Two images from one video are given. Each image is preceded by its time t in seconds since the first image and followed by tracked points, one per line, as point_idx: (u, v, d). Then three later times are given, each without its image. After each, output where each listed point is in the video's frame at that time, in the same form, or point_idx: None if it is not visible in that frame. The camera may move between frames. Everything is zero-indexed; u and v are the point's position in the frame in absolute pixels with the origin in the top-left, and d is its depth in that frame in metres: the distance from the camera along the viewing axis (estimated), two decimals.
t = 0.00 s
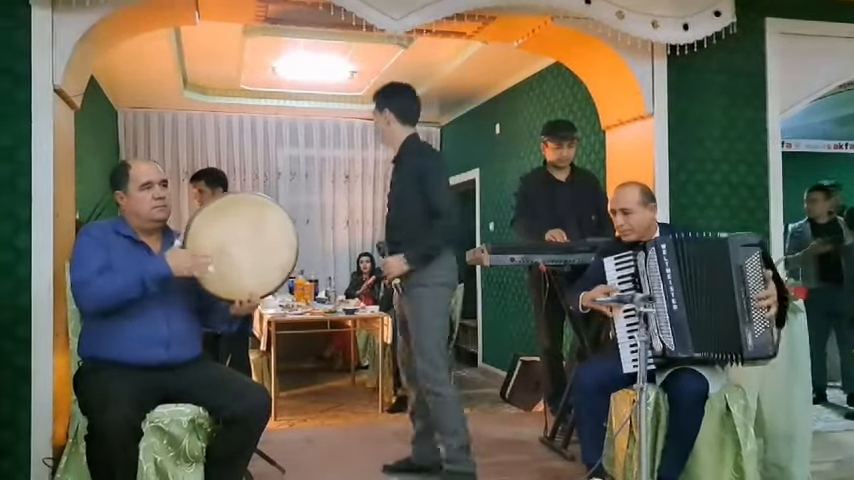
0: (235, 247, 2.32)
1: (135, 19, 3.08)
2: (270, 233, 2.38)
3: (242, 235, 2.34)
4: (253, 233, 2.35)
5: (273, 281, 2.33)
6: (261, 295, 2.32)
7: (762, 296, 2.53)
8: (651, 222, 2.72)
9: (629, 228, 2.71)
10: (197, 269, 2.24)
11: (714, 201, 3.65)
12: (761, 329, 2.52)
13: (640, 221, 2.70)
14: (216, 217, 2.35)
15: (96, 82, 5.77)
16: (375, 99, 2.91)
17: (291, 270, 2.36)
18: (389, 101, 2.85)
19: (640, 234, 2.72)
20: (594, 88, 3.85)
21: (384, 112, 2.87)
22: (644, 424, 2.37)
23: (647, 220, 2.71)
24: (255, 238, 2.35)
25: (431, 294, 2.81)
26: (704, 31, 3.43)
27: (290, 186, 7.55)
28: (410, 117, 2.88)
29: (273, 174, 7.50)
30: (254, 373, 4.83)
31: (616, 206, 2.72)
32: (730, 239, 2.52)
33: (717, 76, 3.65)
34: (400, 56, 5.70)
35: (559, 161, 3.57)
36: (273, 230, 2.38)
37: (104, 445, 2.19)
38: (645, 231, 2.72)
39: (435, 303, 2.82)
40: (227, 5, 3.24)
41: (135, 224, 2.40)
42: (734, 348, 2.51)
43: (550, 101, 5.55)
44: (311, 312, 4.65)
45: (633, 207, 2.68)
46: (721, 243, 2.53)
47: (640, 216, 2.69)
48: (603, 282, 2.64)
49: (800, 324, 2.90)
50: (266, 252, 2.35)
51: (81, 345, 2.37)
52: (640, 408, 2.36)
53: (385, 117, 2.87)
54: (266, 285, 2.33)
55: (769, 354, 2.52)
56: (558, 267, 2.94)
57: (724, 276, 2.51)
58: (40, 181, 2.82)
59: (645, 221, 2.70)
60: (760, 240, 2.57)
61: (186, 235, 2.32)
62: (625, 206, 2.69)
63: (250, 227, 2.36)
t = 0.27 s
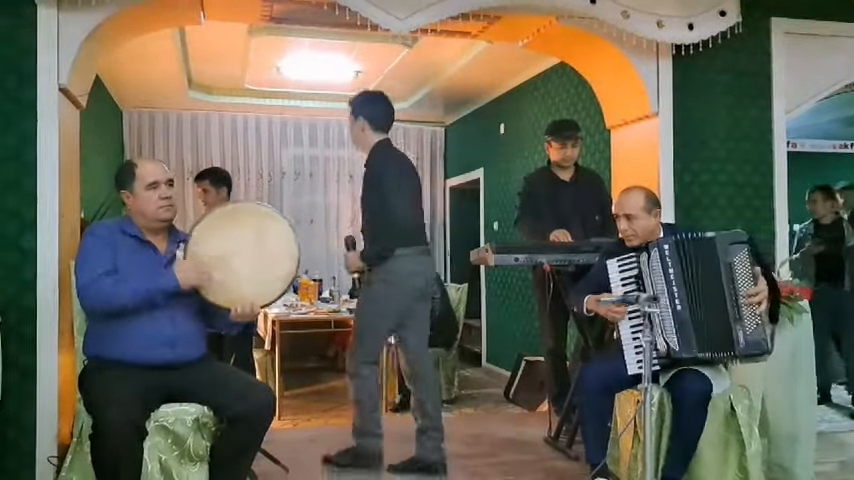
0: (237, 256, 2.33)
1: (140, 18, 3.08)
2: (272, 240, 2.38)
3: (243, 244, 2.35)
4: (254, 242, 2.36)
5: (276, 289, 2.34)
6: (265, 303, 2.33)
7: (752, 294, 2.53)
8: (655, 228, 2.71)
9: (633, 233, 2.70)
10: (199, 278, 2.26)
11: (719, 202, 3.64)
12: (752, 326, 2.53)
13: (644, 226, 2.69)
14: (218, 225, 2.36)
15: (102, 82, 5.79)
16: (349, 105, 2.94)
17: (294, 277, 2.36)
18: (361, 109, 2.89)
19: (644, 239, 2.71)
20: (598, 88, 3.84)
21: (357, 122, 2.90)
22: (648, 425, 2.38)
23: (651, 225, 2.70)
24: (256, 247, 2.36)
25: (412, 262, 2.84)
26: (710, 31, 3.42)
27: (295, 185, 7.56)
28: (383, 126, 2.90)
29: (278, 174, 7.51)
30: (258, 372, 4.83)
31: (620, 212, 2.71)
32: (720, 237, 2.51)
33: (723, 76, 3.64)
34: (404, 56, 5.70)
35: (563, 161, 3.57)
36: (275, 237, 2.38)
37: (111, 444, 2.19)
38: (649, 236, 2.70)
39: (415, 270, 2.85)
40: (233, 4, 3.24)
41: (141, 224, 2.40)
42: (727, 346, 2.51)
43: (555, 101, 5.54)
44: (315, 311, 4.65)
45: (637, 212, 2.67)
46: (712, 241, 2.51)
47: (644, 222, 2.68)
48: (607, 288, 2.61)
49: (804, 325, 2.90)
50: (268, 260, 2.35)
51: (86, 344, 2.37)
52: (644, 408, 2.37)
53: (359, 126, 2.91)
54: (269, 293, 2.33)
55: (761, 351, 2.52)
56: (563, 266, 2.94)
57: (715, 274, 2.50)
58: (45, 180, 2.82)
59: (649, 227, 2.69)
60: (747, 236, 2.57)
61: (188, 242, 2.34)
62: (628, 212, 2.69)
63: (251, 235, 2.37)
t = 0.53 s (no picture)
0: (248, 253, 2.34)
1: (147, 19, 3.09)
2: (282, 237, 2.38)
3: (254, 241, 2.36)
4: (265, 239, 2.36)
5: (288, 285, 2.35)
6: (277, 299, 2.34)
7: (751, 295, 2.51)
8: (661, 224, 2.71)
9: (638, 229, 2.70)
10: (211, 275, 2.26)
11: (726, 201, 3.63)
12: (749, 326, 2.51)
13: (650, 222, 2.69)
14: (229, 223, 2.37)
15: (108, 83, 5.82)
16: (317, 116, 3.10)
17: (305, 273, 2.37)
18: (328, 120, 3.04)
19: (649, 235, 2.71)
20: (604, 87, 3.83)
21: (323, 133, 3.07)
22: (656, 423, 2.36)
23: (657, 221, 2.70)
24: (267, 244, 2.36)
25: (371, 268, 2.98)
26: (716, 30, 3.41)
27: (301, 185, 7.57)
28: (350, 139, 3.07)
29: (283, 174, 7.52)
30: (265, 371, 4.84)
31: (626, 207, 2.72)
32: (723, 237, 2.50)
33: (729, 74, 3.63)
34: (410, 56, 5.71)
35: (569, 160, 3.57)
36: (286, 234, 2.39)
37: (120, 442, 2.20)
38: (655, 232, 2.71)
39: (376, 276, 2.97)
40: (240, 5, 3.25)
41: (149, 224, 2.41)
42: (724, 346, 2.50)
43: (561, 100, 5.53)
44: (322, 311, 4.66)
45: (642, 208, 2.68)
46: (715, 241, 2.50)
47: (650, 217, 2.69)
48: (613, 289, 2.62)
49: (812, 324, 2.90)
50: (280, 257, 2.36)
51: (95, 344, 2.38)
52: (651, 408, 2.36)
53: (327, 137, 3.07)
54: (281, 289, 2.34)
55: (757, 351, 2.52)
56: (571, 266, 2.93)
57: (716, 274, 2.49)
58: (54, 180, 2.84)
59: (654, 222, 2.69)
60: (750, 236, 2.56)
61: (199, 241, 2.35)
62: (634, 206, 2.69)
63: (262, 233, 2.37)
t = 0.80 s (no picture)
0: (258, 253, 2.35)
1: (160, 21, 3.11)
2: (292, 237, 2.39)
3: (264, 241, 2.37)
4: (275, 239, 2.38)
5: (296, 285, 2.36)
6: (284, 299, 2.35)
7: (752, 287, 2.49)
8: (677, 220, 2.71)
9: (655, 225, 2.70)
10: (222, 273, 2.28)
11: (740, 200, 3.61)
12: (753, 321, 2.49)
13: (666, 219, 2.69)
14: (239, 222, 2.38)
15: (122, 84, 5.86)
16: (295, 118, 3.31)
17: (313, 274, 2.39)
18: (305, 123, 3.27)
19: (665, 232, 2.71)
20: (616, 86, 3.82)
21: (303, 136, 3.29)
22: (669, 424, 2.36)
23: (673, 218, 2.70)
24: (277, 244, 2.37)
25: (347, 264, 3.28)
26: (730, 28, 3.39)
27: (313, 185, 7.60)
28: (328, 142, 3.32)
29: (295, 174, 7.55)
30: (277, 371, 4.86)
31: (643, 203, 2.71)
32: (717, 234, 2.47)
33: (743, 73, 3.61)
34: (422, 55, 5.71)
35: (581, 160, 3.56)
36: (295, 234, 2.40)
37: (136, 440, 2.22)
38: (671, 229, 2.71)
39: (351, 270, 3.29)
40: (252, 6, 3.27)
41: (165, 222, 2.43)
42: (732, 341, 2.47)
43: (572, 99, 5.50)
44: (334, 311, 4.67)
45: (660, 203, 2.68)
46: (709, 238, 2.47)
47: (667, 213, 2.68)
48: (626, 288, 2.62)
49: (828, 324, 2.88)
50: (289, 257, 2.37)
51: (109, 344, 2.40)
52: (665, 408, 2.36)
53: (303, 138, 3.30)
54: (289, 289, 2.35)
55: (763, 345, 2.49)
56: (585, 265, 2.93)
57: (716, 270, 2.46)
58: (69, 181, 2.86)
59: (671, 219, 2.69)
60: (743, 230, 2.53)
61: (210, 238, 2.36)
62: (652, 202, 2.68)
63: (272, 233, 2.38)
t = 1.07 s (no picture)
0: (269, 256, 2.35)
1: (168, 21, 3.12)
2: (304, 241, 2.39)
3: (276, 244, 2.36)
4: (287, 242, 2.37)
5: (306, 289, 2.37)
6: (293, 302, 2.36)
7: (765, 292, 2.47)
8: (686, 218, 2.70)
9: (662, 223, 2.68)
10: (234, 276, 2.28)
11: (749, 198, 3.60)
12: (762, 327, 2.48)
13: (673, 217, 2.67)
14: (252, 224, 2.38)
15: (130, 84, 5.88)
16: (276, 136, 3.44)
17: (323, 278, 2.39)
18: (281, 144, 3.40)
19: (674, 230, 2.70)
20: (624, 84, 3.81)
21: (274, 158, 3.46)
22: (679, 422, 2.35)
23: (681, 216, 2.68)
24: (289, 247, 2.37)
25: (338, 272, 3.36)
26: (738, 25, 3.37)
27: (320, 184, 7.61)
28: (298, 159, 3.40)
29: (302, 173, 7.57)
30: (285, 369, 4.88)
31: (651, 201, 2.71)
32: (737, 236, 2.45)
33: (752, 70, 3.59)
34: (428, 54, 5.71)
35: (589, 158, 3.55)
36: (307, 238, 2.40)
37: (146, 438, 2.23)
38: (680, 226, 2.70)
39: (341, 268, 3.39)
40: (260, 5, 3.28)
41: (173, 221, 2.44)
42: (738, 344, 2.47)
43: (580, 97, 5.49)
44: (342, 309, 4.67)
45: (668, 202, 2.66)
46: (729, 239, 2.46)
47: (674, 212, 2.67)
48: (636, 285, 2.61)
49: (838, 323, 2.86)
50: (300, 261, 2.37)
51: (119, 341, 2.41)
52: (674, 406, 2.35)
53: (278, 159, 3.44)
54: (299, 294, 2.36)
55: (769, 351, 2.49)
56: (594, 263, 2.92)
57: (731, 272, 2.45)
58: (78, 180, 2.88)
59: (680, 217, 2.67)
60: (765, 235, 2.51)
61: (223, 238, 2.37)
62: (659, 201, 2.67)
63: (284, 236, 2.38)
